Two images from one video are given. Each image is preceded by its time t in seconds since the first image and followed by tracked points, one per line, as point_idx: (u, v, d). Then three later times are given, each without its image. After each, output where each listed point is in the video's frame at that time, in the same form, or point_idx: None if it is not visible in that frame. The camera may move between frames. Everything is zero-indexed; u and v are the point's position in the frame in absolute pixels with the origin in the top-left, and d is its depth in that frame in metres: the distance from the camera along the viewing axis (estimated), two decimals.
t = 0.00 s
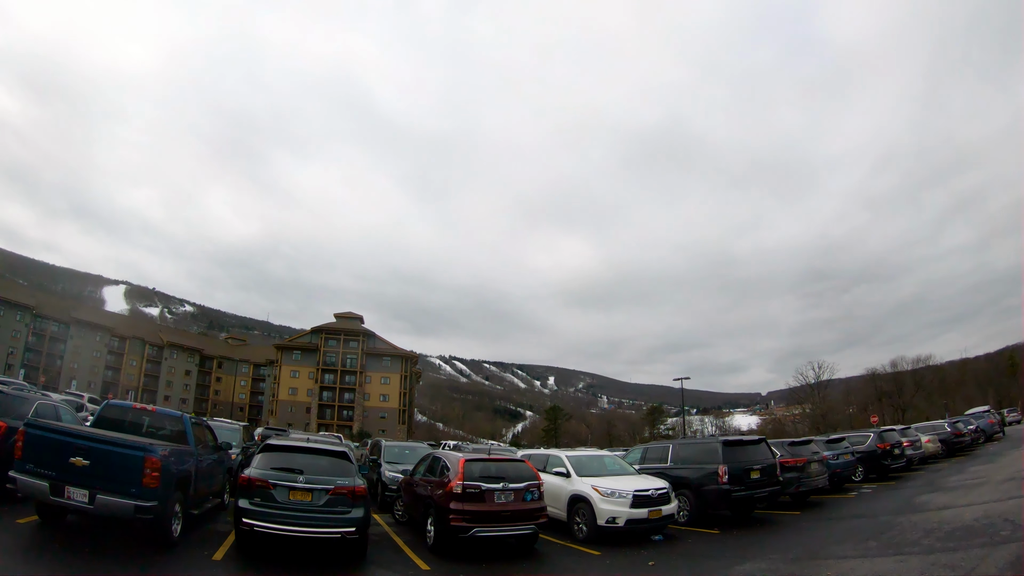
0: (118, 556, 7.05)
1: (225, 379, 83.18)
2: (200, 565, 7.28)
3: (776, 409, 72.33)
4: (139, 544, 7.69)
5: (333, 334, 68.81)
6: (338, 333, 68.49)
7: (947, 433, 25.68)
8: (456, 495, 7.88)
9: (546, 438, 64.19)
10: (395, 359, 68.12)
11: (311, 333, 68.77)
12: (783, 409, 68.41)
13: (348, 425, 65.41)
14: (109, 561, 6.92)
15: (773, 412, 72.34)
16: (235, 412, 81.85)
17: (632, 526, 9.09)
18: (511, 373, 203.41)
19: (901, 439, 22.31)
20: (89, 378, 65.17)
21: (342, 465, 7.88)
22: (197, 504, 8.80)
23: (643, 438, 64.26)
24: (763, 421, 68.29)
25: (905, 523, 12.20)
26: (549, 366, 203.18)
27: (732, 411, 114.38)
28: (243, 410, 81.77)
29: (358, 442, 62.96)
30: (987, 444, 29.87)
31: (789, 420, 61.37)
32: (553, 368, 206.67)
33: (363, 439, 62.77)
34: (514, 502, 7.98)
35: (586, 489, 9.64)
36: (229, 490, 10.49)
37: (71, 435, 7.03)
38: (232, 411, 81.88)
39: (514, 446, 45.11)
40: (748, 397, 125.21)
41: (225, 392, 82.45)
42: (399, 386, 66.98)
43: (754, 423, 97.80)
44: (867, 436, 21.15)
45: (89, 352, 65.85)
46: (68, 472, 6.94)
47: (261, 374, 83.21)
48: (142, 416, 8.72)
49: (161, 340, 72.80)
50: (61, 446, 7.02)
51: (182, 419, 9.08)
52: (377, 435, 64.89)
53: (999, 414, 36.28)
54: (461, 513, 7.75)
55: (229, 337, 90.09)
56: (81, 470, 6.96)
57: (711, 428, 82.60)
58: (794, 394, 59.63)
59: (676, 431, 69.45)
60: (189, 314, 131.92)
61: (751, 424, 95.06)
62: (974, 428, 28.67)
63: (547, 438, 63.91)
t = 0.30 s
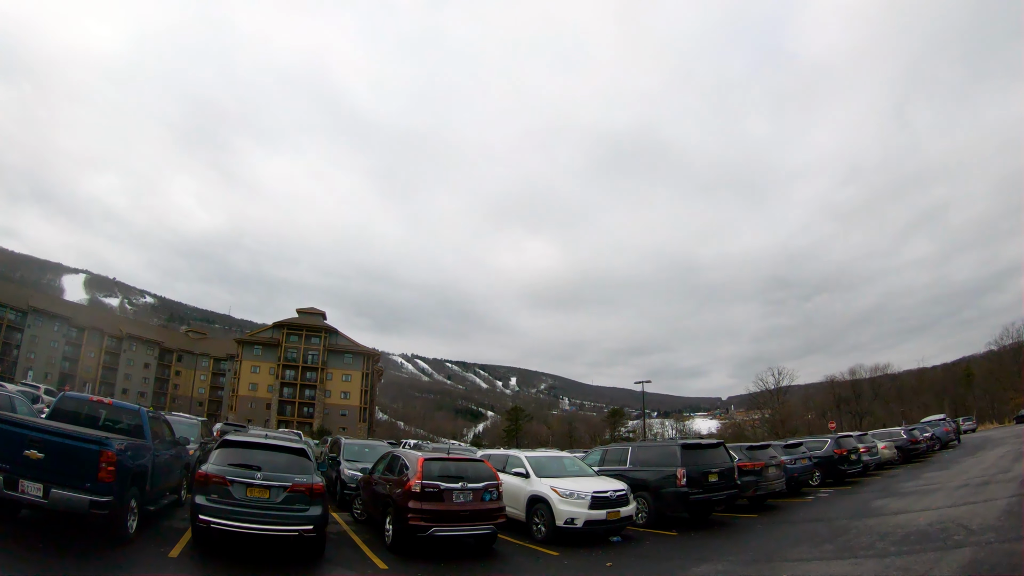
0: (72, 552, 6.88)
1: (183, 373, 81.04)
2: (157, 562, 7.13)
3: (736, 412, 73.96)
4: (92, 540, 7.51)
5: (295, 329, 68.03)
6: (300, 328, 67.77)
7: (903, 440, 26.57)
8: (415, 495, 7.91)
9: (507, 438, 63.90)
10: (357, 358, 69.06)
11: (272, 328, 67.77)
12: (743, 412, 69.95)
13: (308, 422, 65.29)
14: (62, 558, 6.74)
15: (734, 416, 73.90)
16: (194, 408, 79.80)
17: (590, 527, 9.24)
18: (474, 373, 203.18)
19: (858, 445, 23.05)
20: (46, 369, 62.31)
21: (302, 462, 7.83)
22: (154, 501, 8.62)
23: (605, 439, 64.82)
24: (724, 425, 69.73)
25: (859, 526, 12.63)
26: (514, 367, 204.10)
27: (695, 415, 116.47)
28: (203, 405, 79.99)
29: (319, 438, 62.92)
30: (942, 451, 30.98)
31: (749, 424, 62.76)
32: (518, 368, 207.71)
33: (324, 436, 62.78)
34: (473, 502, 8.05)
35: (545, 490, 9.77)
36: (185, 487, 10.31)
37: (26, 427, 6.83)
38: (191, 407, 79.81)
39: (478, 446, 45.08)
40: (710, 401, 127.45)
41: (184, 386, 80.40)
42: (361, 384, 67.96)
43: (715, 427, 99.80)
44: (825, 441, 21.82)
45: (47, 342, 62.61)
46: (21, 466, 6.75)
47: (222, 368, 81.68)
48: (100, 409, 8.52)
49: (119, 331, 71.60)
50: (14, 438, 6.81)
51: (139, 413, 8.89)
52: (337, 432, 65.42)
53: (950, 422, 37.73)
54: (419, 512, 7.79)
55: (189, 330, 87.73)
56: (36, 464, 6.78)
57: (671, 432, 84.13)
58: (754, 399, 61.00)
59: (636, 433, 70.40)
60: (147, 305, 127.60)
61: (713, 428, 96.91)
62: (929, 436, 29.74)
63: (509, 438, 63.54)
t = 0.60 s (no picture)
0: (22, 547, 6.69)
1: (141, 366, 78.41)
2: (112, 558, 6.99)
3: (695, 416, 75.28)
4: (43, 536, 7.30)
5: (255, 324, 66.49)
6: (261, 323, 66.26)
7: (858, 446, 27.56)
8: (372, 493, 7.96)
9: (468, 437, 63.21)
10: (317, 353, 67.91)
11: (232, 322, 66.08)
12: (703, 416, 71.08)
13: (267, 418, 63.90)
14: (12, 553, 6.55)
15: (692, 419, 75.19)
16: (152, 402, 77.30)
17: (547, 528, 9.40)
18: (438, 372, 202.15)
19: (815, 450, 23.83)
20: None
21: (259, 459, 7.76)
22: (108, 496, 8.43)
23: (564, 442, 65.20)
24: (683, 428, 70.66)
25: (814, 530, 13.07)
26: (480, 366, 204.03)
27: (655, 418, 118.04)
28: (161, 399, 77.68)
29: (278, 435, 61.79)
30: (896, 457, 32.22)
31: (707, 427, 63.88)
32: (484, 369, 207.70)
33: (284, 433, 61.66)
34: (430, 501, 8.14)
35: (503, 490, 9.91)
36: (140, 482, 10.09)
37: None
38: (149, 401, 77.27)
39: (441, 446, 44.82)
40: (669, 405, 129.06)
41: (141, 379, 77.79)
42: (320, 380, 66.92)
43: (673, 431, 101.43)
44: (782, 446, 22.48)
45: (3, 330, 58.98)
46: None
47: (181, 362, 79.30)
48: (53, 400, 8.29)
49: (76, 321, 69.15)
50: None
51: (94, 406, 8.68)
52: (296, 429, 64.38)
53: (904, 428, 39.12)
54: (377, 511, 7.83)
55: (149, 322, 84.99)
56: None
57: (630, 434, 85.41)
58: (714, 403, 62.26)
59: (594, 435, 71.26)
60: (105, 294, 122.82)
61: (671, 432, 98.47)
62: (884, 443, 30.87)
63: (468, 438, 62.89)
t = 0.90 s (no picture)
0: None
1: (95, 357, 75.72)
2: (64, 554, 6.86)
3: (654, 418, 76.59)
4: None
5: (214, 317, 65.32)
6: (219, 316, 65.23)
7: (813, 452, 28.54)
8: (328, 491, 8.04)
9: (425, 437, 62.79)
10: (275, 348, 67.44)
11: (190, 314, 64.51)
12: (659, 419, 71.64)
13: (223, 413, 62.98)
14: None
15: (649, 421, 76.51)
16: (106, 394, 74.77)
17: (503, 528, 9.57)
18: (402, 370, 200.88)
19: (770, 455, 24.62)
20: None
21: (214, 456, 7.69)
22: (59, 491, 8.24)
23: (520, 442, 65.60)
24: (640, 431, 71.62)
25: (767, 533, 13.51)
26: (443, 366, 203.55)
27: (617, 421, 119.47)
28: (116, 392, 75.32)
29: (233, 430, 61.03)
30: (849, 462, 33.45)
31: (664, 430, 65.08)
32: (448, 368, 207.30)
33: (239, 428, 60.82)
34: (386, 500, 8.24)
35: (459, 490, 10.08)
36: (92, 476, 9.87)
37: None
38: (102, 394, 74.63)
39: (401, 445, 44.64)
40: (627, 407, 130.67)
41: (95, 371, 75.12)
42: (278, 375, 66.67)
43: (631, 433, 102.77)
44: (737, 450, 23.21)
45: None
46: None
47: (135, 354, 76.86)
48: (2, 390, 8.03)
49: (29, 308, 66.43)
50: None
51: (47, 398, 8.47)
52: (252, 425, 63.67)
53: (857, 435, 40.54)
54: (332, 510, 7.91)
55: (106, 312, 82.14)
56: None
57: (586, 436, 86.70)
58: (671, 406, 63.47)
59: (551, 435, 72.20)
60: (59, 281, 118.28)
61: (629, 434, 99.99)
62: (837, 449, 32.02)
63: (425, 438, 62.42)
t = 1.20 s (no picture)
0: None
1: (44, 347, 72.26)
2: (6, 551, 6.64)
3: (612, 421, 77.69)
4: None
5: (168, 308, 62.41)
6: (173, 307, 62.44)
7: (764, 456, 29.62)
8: (279, 487, 8.17)
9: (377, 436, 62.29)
10: (229, 342, 65.83)
11: (143, 304, 61.75)
12: (613, 421, 72.48)
13: (174, 407, 60.95)
14: None
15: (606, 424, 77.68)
16: (55, 384, 71.51)
17: (454, 527, 9.78)
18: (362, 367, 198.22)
19: (722, 459, 25.49)
20: None
21: (164, 451, 7.59)
22: (4, 484, 7.98)
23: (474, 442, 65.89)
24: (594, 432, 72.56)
25: (719, 536, 13.96)
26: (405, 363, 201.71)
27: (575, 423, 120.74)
28: (65, 382, 72.17)
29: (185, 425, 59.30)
30: (800, 467, 34.81)
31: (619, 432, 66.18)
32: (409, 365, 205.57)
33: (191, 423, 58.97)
34: (338, 498, 8.39)
35: (411, 489, 10.27)
36: (38, 469, 9.58)
37: None
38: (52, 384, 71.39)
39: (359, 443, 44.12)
40: (580, 410, 132.10)
41: (43, 360, 71.68)
42: (232, 370, 65.18)
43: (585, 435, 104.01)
44: (689, 454, 23.97)
45: None
46: None
47: (86, 344, 73.66)
48: None
49: None
50: None
51: None
52: (205, 420, 61.94)
53: (808, 441, 42.07)
54: (284, 507, 8.03)
55: (56, 299, 78.46)
56: None
57: (541, 438, 87.75)
58: (625, 409, 64.37)
59: (503, 435, 72.84)
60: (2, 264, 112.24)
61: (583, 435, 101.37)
62: (788, 454, 33.30)
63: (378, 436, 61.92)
